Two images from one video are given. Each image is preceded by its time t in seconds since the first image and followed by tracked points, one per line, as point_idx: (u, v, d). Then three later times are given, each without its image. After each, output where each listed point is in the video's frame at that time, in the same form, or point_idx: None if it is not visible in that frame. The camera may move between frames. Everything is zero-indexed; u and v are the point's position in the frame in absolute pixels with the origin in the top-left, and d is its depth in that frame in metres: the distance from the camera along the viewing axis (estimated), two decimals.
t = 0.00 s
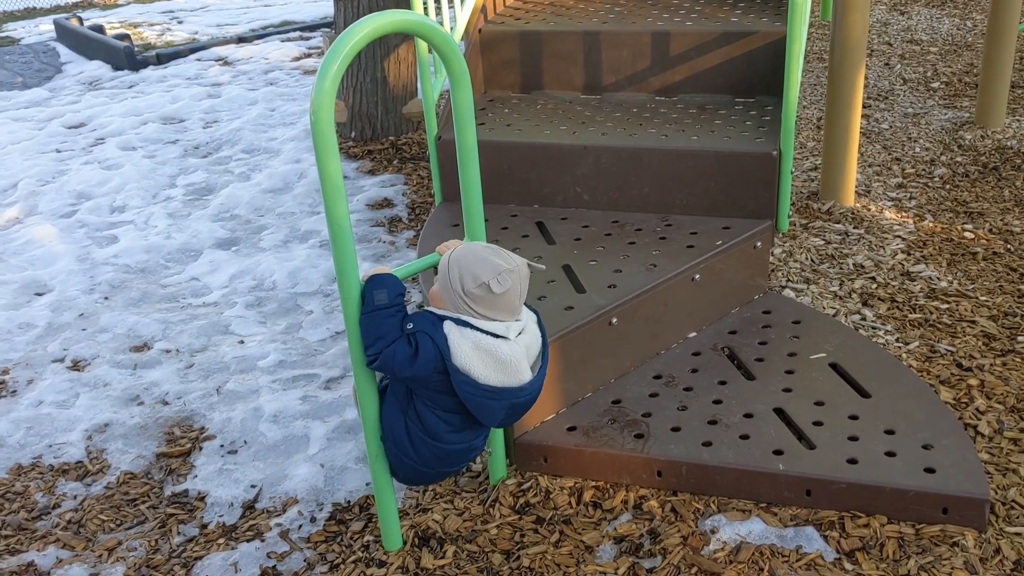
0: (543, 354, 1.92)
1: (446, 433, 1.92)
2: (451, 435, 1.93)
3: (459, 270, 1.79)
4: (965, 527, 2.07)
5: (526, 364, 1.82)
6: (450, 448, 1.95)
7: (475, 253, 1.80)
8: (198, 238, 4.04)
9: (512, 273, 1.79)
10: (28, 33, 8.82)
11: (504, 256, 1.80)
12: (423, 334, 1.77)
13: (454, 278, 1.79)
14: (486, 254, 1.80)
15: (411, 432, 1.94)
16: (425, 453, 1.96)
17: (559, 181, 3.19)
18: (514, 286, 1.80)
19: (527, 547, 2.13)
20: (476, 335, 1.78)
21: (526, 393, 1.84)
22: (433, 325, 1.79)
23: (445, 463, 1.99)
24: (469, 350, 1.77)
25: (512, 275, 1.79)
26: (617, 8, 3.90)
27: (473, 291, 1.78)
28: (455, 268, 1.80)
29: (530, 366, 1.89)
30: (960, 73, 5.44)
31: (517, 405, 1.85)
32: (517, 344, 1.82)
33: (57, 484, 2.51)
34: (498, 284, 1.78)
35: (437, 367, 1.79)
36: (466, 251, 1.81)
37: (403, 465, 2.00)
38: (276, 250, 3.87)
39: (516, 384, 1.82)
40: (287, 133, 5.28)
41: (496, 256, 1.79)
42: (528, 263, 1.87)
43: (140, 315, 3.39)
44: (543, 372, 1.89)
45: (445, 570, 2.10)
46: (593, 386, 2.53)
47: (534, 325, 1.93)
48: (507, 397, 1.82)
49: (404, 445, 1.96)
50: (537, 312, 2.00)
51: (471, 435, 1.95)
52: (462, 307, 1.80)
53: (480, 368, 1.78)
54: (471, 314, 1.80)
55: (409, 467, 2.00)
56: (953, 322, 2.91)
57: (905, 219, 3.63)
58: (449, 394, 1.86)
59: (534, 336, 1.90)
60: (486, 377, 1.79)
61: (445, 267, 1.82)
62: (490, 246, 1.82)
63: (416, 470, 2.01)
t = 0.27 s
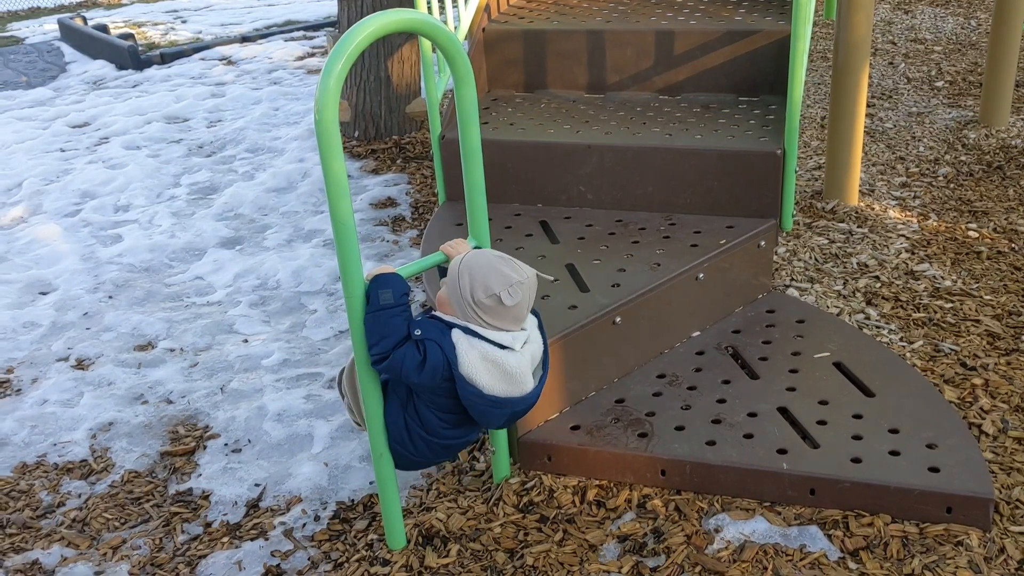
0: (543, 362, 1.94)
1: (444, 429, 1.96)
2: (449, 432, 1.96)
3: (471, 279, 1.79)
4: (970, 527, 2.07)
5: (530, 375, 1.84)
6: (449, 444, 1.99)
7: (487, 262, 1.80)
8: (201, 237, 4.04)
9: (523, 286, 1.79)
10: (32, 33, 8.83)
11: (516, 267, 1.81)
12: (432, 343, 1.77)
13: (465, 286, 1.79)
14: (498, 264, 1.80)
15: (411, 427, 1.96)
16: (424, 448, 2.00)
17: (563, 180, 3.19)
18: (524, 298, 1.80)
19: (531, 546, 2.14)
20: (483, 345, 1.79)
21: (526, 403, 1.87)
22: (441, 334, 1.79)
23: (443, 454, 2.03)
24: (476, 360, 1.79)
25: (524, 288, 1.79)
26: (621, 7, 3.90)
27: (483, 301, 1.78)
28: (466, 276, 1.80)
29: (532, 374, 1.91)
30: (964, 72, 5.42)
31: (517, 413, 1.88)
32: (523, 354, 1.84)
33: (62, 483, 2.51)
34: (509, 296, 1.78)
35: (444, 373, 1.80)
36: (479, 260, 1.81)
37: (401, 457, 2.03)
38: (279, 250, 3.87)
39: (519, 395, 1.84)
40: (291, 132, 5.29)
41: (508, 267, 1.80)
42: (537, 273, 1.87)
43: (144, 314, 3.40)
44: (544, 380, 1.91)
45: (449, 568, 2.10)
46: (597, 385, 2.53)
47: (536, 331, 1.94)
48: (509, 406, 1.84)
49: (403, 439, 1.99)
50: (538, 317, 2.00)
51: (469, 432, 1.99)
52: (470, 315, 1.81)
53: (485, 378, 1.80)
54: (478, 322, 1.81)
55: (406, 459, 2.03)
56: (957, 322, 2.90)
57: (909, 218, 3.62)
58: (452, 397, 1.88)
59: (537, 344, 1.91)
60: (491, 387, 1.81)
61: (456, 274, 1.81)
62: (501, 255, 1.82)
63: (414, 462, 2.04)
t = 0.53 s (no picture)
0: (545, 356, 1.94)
1: (448, 430, 1.96)
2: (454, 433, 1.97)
3: (462, 275, 1.79)
4: (969, 526, 2.07)
5: (530, 368, 1.83)
6: (453, 445, 1.99)
7: (477, 257, 1.80)
8: (202, 237, 4.04)
9: (515, 277, 1.79)
10: (32, 32, 8.83)
11: (506, 260, 1.81)
12: (430, 341, 1.78)
13: (457, 282, 1.80)
14: (488, 258, 1.80)
15: (415, 430, 1.97)
16: (428, 451, 2.00)
17: (563, 180, 3.19)
18: (517, 290, 1.80)
19: (531, 545, 2.14)
20: (480, 341, 1.79)
21: (528, 399, 1.86)
22: (439, 332, 1.79)
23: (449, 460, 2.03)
24: (474, 356, 1.79)
25: (515, 279, 1.79)
26: (621, 7, 3.90)
27: (476, 296, 1.78)
28: (458, 273, 1.80)
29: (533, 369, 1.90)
30: (964, 72, 5.42)
31: (520, 410, 1.87)
32: (522, 349, 1.83)
33: (62, 482, 2.51)
34: (501, 288, 1.78)
35: (443, 372, 1.80)
36: (468, 256, 1.81)
37: (406, 462, 2.04)
38: (280, 249, 3.87)
39: (520, 390, 1.83)
40: (291, 132, 5.29)
41: (498, 261, 1.80)
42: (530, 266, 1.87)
43: (144, 314, 3.40)
44: (546, 375, 1.91)
45: (449, 568, 2.10)
46: (597, 385, 2.53)
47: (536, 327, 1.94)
48: (511, 402, 1.83)
49: (408, 442, 1.99)
50: (538, 313, 2.00)
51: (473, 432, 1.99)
52: (465, 312, 1.80)
53: (485, 373, 1.80)
54: (475, 318, 1.81)
55: (411, 464, 2.04)
56: (957, 321, 2.91)
57: (909, 218, 3.62)
58: (453, 395, 1.88)
59: (537, 338, 1.91)
60: (491, 382, 1.80)
61: (448, 272, 1.82)
62: (491, 250, 1.82)
63: (420, 467, 2.04)
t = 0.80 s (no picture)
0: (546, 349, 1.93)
1: (452, 429, 1.95)
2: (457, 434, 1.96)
3: (451, 270, 1.80)
4: (969, 526, 2.07)
5: (527, 360, 1.82)
6: (457, 446, 1.97)
7: (466, 253, 1.81)
8: (202, 237, 4.04)
9: (504, 268, 1.79)
10: (32, 33, 8.83)
11: (495, 253, 1.81)
12: (424, 337, 1.78)
13: (447, 279, 1.80)
14: (477, 253, 1.81)
15: (420, 432, 1.97)
16: (433, 453, 1.99)
17: (562, 180, 3.19)
18: (508, 281, 1.80)
19: (530, 545, 2.14)
20: (475, 334, 1.80)
21: (528, 391, 1.85)
22: (434, 328, 1.80)
23: (455, 463, 2.01)
24: (468, 349, 1.79)
25: (504, 270, 1.79)
26: (621, 7, 3.90)
27: (467, 290, 1.78)
28: (448, 269, 1.80)
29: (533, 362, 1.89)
30: (964, 72, 5.42)
31: (521, 404, 1.86)
32: (518, 341, 1.83)
33: (62, 482, 2.51)
34: (491, 279, 1.78)
35: (439, 368, 1.80)
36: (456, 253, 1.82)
37: (413, 466, 2.03)
38: (279, 249, 3.87)
39: (518, 381, 1.82)
40: (291, 132, 5.29)
41: (487, 254, 1.80)
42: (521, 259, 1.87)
43: (144, 313, 3.40)
44: (546, 367, 1.90)
45: (449, 567, 2.10)
46: (596, 385, 2.53)
47: (535, 320, 1.94)
48: (509, 395, 1.83)
49: (411, 444, 2.00)
50: (538, 308, 2.00)
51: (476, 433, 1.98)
52: (458, 307, 1.80)
53: (481, 367, 1.79)
54: (469, 313, 1.80)
55: (418, 469, 2.03)
56: (957, 321, 2.91)
57: (908, 218, 3.62)
58: (452, 393, 1.88)
59: (536, 331, 1.90)
60: (489, 375, 1.80)
61: (438, 270, 1.82)
62: (480, 245, 1.83)
63: (427, 473, 2.03)
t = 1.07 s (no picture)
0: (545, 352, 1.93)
1: (449, 431, 1.95)
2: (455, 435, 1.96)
3: (452, 275, 1.80)
4: (967, 526, 2.07)
5: (527, 365, 1.82)
6: (456, 447, 1.98)
7: (467, 256, 1.80)
8: (201, 237, 4.05)
9: (505, 272, 1.79)
10: (32, 33, 8.83)
11: (496, 257, 1.81)
12: (424, 341, 1.78)
13: (447, 283, 1.80)
14: (478, 257, 1.80)
15: (418, 433, 1.97)
16: (430, 453, 1.99)
17: (562, 180, 3.19)
18: (508, 286, 1.80)
19: (529, 545, 2.14)
20: (475, 339, 1.79)
21: (527, 396, 1.85)
22: (434, 332, 1.80)
23: (452, 463, 2.02)
24: (469, 355, 1.79)
25: (504, 275, 1.79)
26: (620, 7, 3.90)
27: (467, 294, 1.78)
28: (449, 273, 1.80)
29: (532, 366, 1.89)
30: (964, 73, 5.43)
31: (519, 408, 1.86)
32: (518, 346, 1.83)
33: (62, 482, 2.51)
34: (492, 284, 1.78)
35: (439, 372, 1.80)
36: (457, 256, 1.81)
37: (410, 466, 2.03)
38: (279, 249, 3.87)
39: (517, 387, 1.82)
40: (291, 132, 5.29)
41: (487, 258, 1.80)
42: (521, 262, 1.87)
43: (143, 314, 3.40)
44: (546, 371, 1.90)
45: (448, 567, 2.10)
46: (595, 385, 2.53)
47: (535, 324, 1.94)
48: (509, 400, 1.83)
49: (408, 445, 1.99)
50: (538, 311, 2.00)
51: (474, 435, 1.98)
52: (459, 311, 1.81)
53: (481, 372, 1.79)
54: (469, 318, 1.81)
55: (416, 468, 2.03)
56: (956, 322, 2.91)
57: (908, 219, 3.63)
58: (451, 396, 1.88)
59: (536, 335, 1.90)
60: (489, 381, 1.80)
61: (438, 273, 1.82)
62: (480, 248, 1.82)
63: (424, 472, 2.03)
